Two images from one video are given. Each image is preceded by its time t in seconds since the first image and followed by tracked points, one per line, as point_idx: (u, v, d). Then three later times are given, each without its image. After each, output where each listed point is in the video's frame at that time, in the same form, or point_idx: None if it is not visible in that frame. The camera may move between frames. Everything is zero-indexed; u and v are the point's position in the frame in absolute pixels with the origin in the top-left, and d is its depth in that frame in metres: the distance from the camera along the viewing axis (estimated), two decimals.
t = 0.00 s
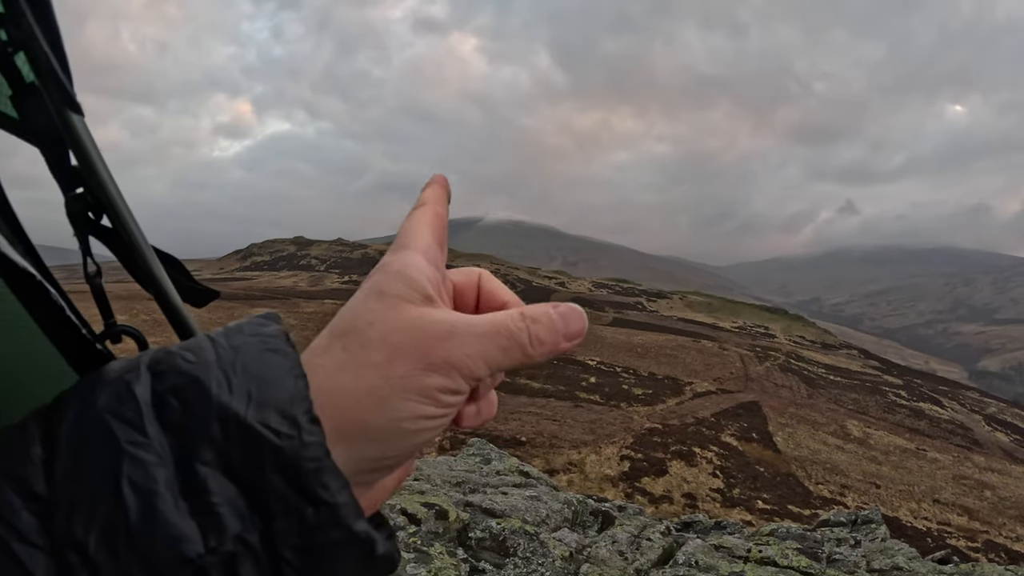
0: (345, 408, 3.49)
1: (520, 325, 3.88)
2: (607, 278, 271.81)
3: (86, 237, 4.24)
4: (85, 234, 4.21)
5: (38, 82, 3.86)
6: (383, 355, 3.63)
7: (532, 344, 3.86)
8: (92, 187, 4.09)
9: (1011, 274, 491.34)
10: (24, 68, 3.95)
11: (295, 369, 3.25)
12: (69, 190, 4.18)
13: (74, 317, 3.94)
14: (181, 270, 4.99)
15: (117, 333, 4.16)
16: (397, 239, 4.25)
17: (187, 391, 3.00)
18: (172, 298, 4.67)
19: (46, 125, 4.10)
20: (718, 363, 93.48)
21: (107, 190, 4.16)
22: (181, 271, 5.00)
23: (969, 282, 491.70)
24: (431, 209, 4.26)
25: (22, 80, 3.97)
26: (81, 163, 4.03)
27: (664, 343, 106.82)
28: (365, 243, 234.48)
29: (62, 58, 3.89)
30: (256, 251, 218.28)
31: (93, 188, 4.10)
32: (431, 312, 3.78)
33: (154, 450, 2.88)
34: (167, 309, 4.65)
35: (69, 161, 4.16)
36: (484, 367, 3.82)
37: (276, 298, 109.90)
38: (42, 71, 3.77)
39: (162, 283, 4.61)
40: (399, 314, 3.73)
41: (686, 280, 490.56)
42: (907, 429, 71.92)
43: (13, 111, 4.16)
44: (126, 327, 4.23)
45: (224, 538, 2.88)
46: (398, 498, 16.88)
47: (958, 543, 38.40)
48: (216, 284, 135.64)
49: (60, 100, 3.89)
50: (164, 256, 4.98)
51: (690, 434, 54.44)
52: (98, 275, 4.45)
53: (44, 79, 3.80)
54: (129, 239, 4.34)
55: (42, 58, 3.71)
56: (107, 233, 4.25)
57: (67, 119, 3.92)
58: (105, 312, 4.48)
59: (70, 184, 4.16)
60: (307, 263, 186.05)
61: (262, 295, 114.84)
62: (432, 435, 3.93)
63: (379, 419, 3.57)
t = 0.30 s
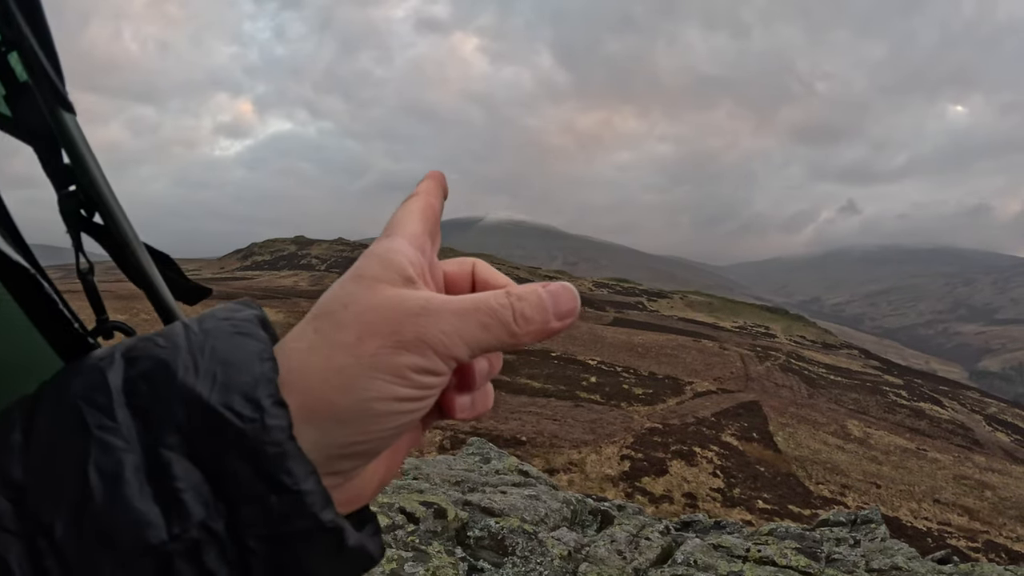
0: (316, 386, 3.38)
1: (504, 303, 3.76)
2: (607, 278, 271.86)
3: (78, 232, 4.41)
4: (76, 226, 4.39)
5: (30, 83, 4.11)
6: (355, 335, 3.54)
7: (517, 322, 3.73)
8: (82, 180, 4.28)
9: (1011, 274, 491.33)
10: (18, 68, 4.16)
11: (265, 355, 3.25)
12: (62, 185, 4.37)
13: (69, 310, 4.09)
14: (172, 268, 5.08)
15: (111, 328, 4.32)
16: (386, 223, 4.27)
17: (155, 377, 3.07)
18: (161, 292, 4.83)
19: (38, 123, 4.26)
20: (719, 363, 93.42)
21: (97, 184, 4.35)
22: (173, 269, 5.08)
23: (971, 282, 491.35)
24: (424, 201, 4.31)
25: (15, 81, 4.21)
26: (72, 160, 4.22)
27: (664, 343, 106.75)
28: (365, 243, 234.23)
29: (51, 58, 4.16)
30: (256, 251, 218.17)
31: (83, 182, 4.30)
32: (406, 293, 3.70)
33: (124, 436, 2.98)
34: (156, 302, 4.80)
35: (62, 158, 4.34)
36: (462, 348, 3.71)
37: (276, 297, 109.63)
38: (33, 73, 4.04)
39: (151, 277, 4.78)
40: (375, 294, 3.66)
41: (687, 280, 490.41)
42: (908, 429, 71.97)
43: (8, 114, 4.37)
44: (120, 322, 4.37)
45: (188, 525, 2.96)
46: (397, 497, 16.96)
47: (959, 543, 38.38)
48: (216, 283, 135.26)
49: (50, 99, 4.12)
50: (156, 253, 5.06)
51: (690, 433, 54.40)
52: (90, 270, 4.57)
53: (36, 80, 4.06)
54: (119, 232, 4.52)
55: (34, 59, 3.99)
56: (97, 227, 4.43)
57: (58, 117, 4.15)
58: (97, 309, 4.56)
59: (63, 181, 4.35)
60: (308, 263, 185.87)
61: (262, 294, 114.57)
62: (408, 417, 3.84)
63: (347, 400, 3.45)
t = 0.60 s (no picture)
0: (286, 452, 2.81)
1: (501, 353, 3.14)
2: (607, 279, 272.10)
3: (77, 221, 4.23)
4: (75, 216, 4.23)
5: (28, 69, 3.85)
6: (335, 392, 2.93)
7: (517, 373, 3.11)
8: (82, 171, 4.08)
9: (1011, 274, 491.32)
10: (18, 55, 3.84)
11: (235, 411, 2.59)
12: (61, 172, 4.17)
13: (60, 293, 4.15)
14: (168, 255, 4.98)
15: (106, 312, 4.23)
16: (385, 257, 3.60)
17: (108, 464, 2.37)
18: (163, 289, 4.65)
19: (35, 109, 4.01)
20: (719, 363, 93.44)
21: (98, 176, 4.15)
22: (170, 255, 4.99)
23: (971, 282, 491.20)
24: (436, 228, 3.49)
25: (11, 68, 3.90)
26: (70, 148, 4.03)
27: (665, 342, 106.75)
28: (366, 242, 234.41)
29: (52, 44, 3.98)
30: (258, 250, 218.43)
31: (82, 172, 4.09)
32: (397, 342, 3.02)
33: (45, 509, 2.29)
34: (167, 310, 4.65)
35: (61, 145, 4.11)
36: (457, 409, 3.06)
37: (277, 297, 109.64)
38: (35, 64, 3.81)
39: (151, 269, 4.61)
40: (361, 344, 3.01)
41: (687, 280, 490.44)
42: (908, 428, 72.02)
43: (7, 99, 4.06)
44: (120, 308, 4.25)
45: None
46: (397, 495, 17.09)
47: (959, 542, 38.43)
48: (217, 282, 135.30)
49: (53, 89, 3.94)
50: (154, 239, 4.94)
51: (691, 433, 54.45)
52: (89, 258, 4.57)
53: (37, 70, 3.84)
54: (117, 225, 4.32)
55: (37, 48, 3.78)
56: (94, 216, 4.26)
57: (59, 109, 3.95)
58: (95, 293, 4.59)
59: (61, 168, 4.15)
60: (309, 262, 186.00)
61: (263, 293, 114.57)
62: (400, 488, 3.30)
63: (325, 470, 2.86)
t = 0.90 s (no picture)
0: None
1: None
2: (608, 279, 272.45)
3: (72, 208, 3.63)
4: (71, 203, 3.64)
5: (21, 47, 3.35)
6: None
7: None
8: (76, 153, 3.38)
9: (1011, 273, 491.53)
10: (16, 39, 3.37)
11: None
12: (56, 159, 3.62)
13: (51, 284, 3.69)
14: (161, 237, 4.43)
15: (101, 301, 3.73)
16: None
17: None
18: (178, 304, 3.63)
19: (32, 92, 3.50)
20: (720, 362, 93.50)
21: (92, 157, 3.40)
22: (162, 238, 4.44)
23: (972, 281, 491.29)
24: None
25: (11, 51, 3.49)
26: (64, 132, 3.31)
27: (666, 342, 106.74)
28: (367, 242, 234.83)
29: (50, 25, 3.63)
30: (259, 249, 218.67)
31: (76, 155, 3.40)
32: None
33: None
34: (184, 341, 3.56)
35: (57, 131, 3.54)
36: None
37: (278, 296, 109.79)
38: (27, 37, 3.30)
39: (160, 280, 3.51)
40: None
41: (688, 279, 490.52)
42: (909, 428, 72.04)
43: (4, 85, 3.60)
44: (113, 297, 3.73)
45: None
46: (398, 493, 17.29)
47: (960, 542, 38.42)
48: (218, 281, 135.52)
49: (44, 67, 3.36)
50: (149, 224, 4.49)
51: (693, 432, 54.44)
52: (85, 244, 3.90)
53: (28, 46, 3.31)
54: (117, 219, 3.52)
55: (31, 28, 3.30)
56: (91, 202, 3.66)
57: (54, 88, 3.35)
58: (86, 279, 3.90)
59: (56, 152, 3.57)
60: (310, 262, 186.29)
61: (265, 292, 114.68)
62: None
63: None
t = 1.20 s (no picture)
0: None
1: None
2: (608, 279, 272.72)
3: (83, 183, 3.65)
4: (84, 180, 3.62)
5: (41, 37, 3.36)
6: None
7: None
8: (89, 135, 3.35)
9: (1013, 272, 491.16)
10: (34, 29, 3.46)
11: None
12: (68, 137, 3.61)
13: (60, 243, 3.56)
14: (170, 214, 4.27)
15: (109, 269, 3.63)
16: None
17: None
18: (184, 277, 3.65)
19: (48, 76, 3.49)
20: (721, 361, 93.47)
21: (106, 138, 3.40)
22: (171, 214, 4.27)
23: (973, 280, 491.01)
24: None
25: (28, 40, 3.48)
26: (78, 111, 3.31)
27: (667, 341, 106.61)
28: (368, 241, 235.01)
29: (68, 13, 3.63)
30: (260, 249, 218.91)
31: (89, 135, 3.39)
32: None
33: None
34: (186, 306, 3.59)
35: (70, 111, 3.52)
36: None
37: (280, 295, 109.94)
38: (43, 22, 3.29)
39: (166, 249, 3.54)
40: None
41: (689, 279, 490.50)
42: (910, 427, 72.00)
43: (20, 70, 3.57)
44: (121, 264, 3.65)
45: None
46: (396, 484, 17.35)
47: (961, 540, 38.35)
48: (220, 280, 135.74)
49: (60, 52, 3.34)
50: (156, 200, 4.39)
51: (694, 431, 54.39)
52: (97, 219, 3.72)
53: (45, 31, 3.31)
54: (125, 194, 3.46)
55: (47, 10, 3.29)
56: (103, 180, 3.60)
57: (68, 76, 3.33)
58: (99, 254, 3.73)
59: (69, 130, 3.57)
60: (311, 261, 186.54)
61: (266, 292, 114.80)
62: None
63: None
